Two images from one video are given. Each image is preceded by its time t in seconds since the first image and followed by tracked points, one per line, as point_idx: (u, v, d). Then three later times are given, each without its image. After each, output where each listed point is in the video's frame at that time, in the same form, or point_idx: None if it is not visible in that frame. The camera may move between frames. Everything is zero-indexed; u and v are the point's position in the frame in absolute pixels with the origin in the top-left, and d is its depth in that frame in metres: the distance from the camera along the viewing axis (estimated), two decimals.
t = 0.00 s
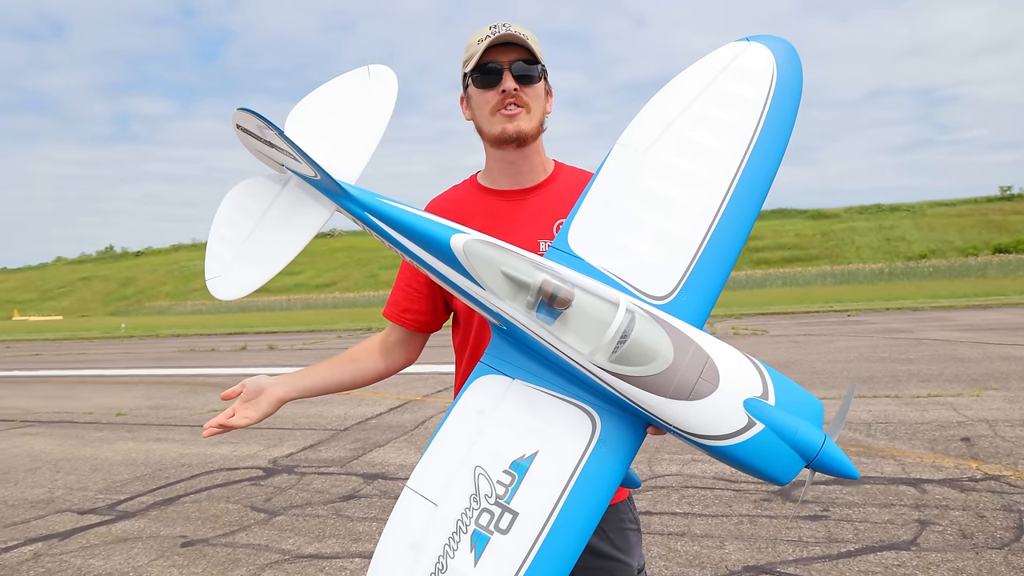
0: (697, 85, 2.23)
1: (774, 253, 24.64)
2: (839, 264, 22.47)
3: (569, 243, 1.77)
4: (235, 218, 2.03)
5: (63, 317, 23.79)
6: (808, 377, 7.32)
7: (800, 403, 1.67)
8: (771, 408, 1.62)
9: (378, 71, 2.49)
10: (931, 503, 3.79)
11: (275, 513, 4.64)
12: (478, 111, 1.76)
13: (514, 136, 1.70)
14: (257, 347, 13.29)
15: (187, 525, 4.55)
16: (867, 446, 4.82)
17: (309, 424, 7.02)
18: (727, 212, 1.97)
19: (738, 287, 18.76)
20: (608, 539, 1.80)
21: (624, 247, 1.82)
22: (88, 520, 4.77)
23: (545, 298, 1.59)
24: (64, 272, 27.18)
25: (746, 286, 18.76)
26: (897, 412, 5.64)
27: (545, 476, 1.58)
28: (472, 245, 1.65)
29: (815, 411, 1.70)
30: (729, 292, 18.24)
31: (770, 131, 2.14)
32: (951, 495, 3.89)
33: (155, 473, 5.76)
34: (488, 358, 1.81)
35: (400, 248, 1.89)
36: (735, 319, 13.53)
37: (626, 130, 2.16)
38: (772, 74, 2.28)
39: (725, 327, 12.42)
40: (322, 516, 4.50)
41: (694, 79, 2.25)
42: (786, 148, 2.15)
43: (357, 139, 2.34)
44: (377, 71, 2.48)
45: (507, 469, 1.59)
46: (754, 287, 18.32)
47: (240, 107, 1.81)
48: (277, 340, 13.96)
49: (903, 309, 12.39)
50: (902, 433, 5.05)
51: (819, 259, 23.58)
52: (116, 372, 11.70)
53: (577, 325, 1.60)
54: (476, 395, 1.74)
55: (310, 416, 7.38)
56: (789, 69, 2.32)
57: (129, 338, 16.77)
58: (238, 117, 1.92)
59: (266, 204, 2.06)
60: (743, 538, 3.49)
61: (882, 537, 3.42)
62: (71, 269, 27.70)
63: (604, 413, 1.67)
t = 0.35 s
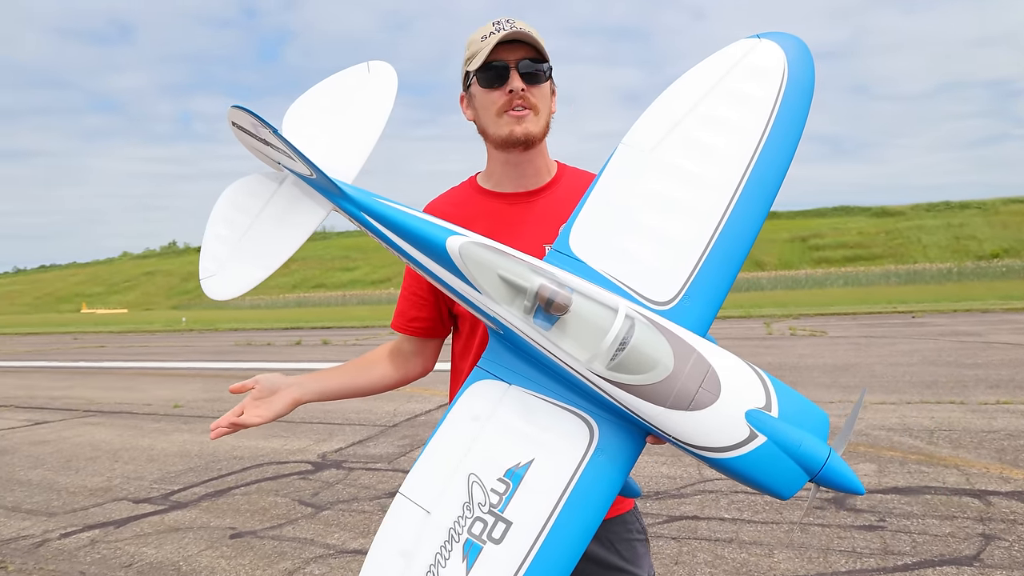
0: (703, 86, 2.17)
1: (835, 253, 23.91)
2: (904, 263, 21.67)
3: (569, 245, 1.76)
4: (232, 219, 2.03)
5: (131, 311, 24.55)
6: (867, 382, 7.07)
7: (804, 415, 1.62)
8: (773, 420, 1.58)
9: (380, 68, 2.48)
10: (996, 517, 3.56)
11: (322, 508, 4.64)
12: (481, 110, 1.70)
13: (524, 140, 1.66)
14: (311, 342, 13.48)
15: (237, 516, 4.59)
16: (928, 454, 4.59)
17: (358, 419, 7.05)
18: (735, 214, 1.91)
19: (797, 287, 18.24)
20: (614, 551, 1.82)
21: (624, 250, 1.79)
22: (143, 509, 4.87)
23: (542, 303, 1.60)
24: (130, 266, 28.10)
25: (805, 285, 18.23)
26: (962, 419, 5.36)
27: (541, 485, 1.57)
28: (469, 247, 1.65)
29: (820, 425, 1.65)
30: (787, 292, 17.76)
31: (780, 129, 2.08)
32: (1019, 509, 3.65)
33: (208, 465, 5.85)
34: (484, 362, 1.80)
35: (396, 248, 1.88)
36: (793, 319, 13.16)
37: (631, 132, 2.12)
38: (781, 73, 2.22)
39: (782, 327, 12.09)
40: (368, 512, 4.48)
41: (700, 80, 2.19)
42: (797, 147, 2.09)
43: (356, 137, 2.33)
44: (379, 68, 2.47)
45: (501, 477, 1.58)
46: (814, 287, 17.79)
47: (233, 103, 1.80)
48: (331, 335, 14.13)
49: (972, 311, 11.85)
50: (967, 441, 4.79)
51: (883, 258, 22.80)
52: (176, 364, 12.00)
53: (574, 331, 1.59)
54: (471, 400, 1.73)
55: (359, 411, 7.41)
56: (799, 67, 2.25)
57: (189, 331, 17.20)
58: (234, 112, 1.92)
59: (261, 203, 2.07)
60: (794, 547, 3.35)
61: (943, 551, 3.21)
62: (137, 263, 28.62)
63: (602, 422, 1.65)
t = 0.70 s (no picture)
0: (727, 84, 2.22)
1: (912, 252, 23.02)
2: (986, 263, 20.70)
3: (587, 243, 1.83)
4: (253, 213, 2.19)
5: (204, 302, 25.34)
6: (941, 385, 6.81)
7: (820, 421, 1.72)
8: (789, 424, 1.67)
9: (398, 60, 2.56)
10: None
11: (377, 498, 4.68)
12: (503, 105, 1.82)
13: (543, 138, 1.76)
14: (372, 334, 13.67)
15: (295, 504, 4.68)
16: (1005, 463, 4.41)
17: (416, 412, 7.12)
18: (757, 215, 1.99)
19: (869, 286, 17.62)
20: (634, 557, 1.91)
21: (643, 248, 1.86)
22: (206, 493, 5.00)
23: (553, 300, 1.69)
24: (203, 258, 29.04)
25: (878, 285, 17.59)
26: None
27: (549, 482, 1.68)
28: (481, 243, 1.75)
29: (838, 430, 1.75)
30: (858, 291, 17.17)
31: (804, 131, 2.14)
32: None
33: (269, 453, 5.99)
34: (497, 358, 1.93)
35: (408, 242, 1.98)
36: (864, 319, 12.72)
37: (655, 128, 2.17)
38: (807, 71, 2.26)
39: (852, 327, 11.72)
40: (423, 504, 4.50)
41: (725, 77, 2.24)
42: (820, 147, 2.16)
43: (380, 130, 2.43)
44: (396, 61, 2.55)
45: (510, 474, 1.69)
46: (888, 286, 17.15)
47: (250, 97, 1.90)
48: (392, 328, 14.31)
49: None
50: None
51: (963, 257, 21.83)
52: (242, 354, 12.32)
53: (585, 328, 1.69)
54: (484, 397, 1.86)
55: (417, 403, 7.48)
56: (826, 66, 2.29)
57: (257, 322, 17.65)
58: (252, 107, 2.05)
59: (278, 198, 2.21)
60: (855, 555, 3.30)
61: (1016, 566, 3.09)
62: (209, 255, 29.53)
63: (614, 422, 1.77)
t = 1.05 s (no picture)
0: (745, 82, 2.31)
1: (981, 249, 22.18)
2: None
3: (600, 239, 1.96)
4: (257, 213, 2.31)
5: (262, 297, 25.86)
6: (1011, 386, 6.55)
7: (833, 423, 1.81)
8: (801, 425, 1.77)
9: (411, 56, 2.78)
10: None
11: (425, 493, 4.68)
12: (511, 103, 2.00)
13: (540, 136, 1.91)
14: (423, 332, 13.76)
15: (343, 497, 4.71)
16: None
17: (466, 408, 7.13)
18: (773, 213, 2.09)
19: (935, 283, 17.01)
20: (658, 556, 1.91)
21: (658, 245, 1.98)
22: (258, 485, 5.08)
23: (562, 296, 1.78)
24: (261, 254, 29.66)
25: (945, 282, 16.96)
26: None
27: (555, 480, 1.73)
28: (491, 239, 1.86)
29: (850, 432, 1.83)
30: (924, 288, 16.58)
31: (822, 129, 2.23)
32: None
33: (320, 446, 6.06)
34: (507, 355, 1.98)
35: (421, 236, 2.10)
36: (929, 317, 12.30)
37: (671, 125, 2.29)
38: (828, 69, 2.34)
39: (915, 326, 11.34)
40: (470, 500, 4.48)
41: (744, 75, 2.34)
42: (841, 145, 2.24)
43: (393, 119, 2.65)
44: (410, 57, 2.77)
45: (517, 472, 1.74)
46: (955, 283, 16.53)
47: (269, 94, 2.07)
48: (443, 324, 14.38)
49: None
50: None
51: None
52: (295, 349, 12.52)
53: (594, 326, 1.78)
54: (493, 394, 1.91)
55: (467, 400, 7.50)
56: (848, 64, 2.37)
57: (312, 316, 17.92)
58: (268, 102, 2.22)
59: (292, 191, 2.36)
60: (913, 561, 3.19)
61: None
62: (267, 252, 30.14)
63: (623, 420, 1.82)
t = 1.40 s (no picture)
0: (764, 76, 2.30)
1: None
2: None
3: (614, 237, 1.98)
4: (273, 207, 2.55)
5: (308, 292, 26.33)
6: None
7: (842, 426, 1.79)
8: (810, 427, 1.75)
9: (427, 54, 2.97)
10: None
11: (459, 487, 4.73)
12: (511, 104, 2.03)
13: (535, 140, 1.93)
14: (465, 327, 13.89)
15: (381, 490, 4.80)
16: None
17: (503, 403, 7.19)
18: (789, 209, 2.08)
19: (989, 280, 16.56)
20: (670, 546, 1.92)
21: (674, 244, 1.98)
22: (298, 477, 5.20)
23: (572, 295, 1.80)
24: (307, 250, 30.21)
25: (1000, 279, 16.50)
26: None
27: (564, 477, 1.74)
28: (501, 237, 1.88)
29: (861, 436, 1.81)
30: (977, 285, 16.16)
31: (841, 125, 2.21)
32: None
33: (360, 439, 6.16)
34: (520, 352, 2.01)
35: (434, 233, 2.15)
36: (981, 316, 12.00)
37: (687, 121, 2.28)
38: (848, 64, 2.32)
39: (966, 324, 11.09)
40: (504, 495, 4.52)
41: (763, 69, 2.32)
42: (862, 139, 2.21)
43: (408, 116, 2.81)
44: (426, 55, 2.96)
45: (528, 469, 1.75)
46: (1010, 281, 16.07)
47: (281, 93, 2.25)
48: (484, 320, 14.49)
49: None
50: None
51: None
52: (339, 343, 12.74)
53: (604, 326, 1.79)
54: (505, 393, 1.93)
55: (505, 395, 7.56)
56: (871, 57, 2.34)
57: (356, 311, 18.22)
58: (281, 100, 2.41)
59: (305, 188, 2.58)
60: (953, 563, 3.15)
61: None
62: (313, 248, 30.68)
63: (633, 418, 1.82)
